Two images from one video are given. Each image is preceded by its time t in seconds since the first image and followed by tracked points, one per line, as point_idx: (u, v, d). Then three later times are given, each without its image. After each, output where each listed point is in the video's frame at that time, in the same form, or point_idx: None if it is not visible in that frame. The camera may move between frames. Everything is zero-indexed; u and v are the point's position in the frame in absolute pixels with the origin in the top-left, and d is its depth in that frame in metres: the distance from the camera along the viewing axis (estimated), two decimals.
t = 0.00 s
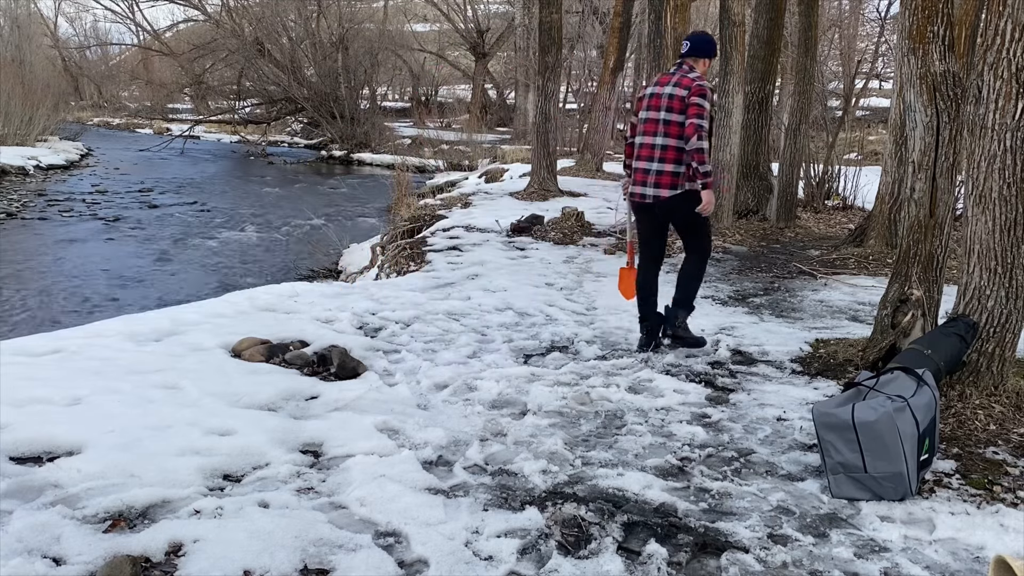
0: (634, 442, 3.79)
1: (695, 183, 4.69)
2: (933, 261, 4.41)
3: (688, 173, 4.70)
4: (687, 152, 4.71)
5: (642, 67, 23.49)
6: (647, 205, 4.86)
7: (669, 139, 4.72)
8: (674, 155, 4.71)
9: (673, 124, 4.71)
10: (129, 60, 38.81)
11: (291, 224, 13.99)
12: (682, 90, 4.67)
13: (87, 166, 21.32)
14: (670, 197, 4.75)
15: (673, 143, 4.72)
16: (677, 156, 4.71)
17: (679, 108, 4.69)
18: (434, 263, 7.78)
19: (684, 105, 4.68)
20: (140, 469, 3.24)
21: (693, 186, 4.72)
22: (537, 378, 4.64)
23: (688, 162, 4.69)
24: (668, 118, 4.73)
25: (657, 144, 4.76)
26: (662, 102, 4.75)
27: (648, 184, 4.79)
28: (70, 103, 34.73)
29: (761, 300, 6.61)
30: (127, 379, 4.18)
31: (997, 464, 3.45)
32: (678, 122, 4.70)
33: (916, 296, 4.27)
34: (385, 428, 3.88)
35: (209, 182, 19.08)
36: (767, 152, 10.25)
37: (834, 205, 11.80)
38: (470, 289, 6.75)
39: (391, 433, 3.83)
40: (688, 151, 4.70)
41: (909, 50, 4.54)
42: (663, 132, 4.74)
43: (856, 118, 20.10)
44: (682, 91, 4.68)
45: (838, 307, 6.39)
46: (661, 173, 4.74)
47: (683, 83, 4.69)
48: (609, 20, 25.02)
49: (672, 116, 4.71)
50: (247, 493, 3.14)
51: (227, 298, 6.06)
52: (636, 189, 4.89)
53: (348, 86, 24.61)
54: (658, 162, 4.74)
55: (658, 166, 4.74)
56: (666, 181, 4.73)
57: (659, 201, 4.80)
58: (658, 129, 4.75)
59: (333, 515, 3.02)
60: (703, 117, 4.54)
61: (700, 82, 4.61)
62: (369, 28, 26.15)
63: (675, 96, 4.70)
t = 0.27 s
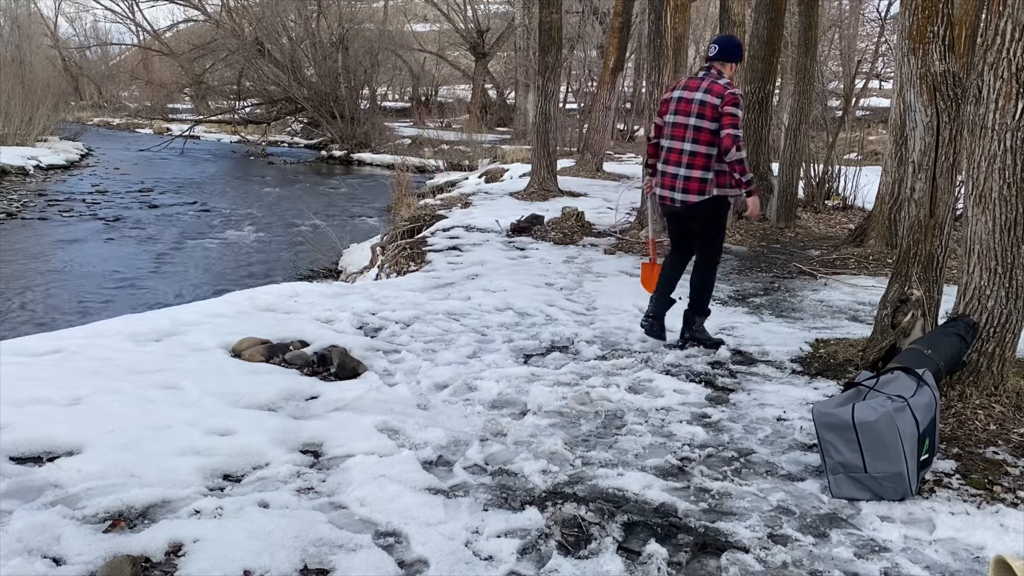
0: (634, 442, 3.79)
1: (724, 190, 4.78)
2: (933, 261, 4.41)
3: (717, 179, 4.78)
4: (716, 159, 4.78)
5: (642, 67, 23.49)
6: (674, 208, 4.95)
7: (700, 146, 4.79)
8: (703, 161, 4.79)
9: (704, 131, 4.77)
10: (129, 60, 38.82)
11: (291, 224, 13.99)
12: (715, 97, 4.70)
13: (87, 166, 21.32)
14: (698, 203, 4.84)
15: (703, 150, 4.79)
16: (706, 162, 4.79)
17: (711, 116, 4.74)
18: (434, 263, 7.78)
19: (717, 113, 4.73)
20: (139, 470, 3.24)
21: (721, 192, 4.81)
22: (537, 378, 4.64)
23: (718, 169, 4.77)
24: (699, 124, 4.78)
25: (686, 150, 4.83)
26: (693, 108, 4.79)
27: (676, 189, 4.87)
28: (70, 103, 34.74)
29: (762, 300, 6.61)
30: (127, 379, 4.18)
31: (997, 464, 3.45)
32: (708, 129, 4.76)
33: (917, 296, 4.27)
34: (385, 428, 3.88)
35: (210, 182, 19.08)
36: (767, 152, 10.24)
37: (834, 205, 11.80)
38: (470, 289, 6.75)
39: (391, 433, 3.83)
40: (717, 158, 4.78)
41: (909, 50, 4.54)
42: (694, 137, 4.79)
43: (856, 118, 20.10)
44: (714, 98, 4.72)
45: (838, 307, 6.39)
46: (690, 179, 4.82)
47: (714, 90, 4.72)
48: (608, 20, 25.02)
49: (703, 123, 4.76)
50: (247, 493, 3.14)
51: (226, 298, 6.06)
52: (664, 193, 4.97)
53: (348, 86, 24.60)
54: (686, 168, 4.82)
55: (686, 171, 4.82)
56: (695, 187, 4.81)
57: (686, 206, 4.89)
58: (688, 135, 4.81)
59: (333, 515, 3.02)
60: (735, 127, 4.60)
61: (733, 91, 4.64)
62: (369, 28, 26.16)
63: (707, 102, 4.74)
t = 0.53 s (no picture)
0: (634, 442, 3.79)
1: (723, 186, 4.78)
2: (933, 261, 4.40)
3: (718, 175, 4.78)
4: (720, 155, 4.79)
5: (642, 67, 23.50)
6: (679, 203, 5.01)
7: (704, 142, 4.82)
8: (706, 157, 4.82)
9: (708, 127, 4.80)
10: (129, 60, 38.84)
11: (291, 224, 13.99)
12: (720, 94, 4.75)
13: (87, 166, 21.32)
14: (699, 198, 4.86)
15: (707, 146, 4.82)
16: (710, 158, 4.81)
17: (716, 113, 4.77)
18: (434, 263, 7.78)
19: (722, 109, 4.76)
20: (139, 469, 3.24)
21: (722, 189, 4.80)
22: (537, 378, 4.64)
23: (719, 165, 4.77)
24: (704, 120, 4.81)
25: (692, 146, 4.89)
26: (701, 105, 4.85)
27: (681, 184, 4.92)
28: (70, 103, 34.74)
29: (762, 300, 6.61)
30: (127, 379, 4.18)
31: (997, 464, 3.45)
32: (712, 125, 4.80)
33: (917, 296, 4.28)
34: (385, 428, 3.88)
35: (210, 182, 19.08)
36: (766, 152, 10.24)
37: (834, 205, 11.80)
38: (470, 289, 6.75)
39: (391, 433, 3.83)
40: (720, 154, 4.78)
41: (909, 50, 4.55)
42: (698, 133, 4.85)
43: (856, 118, 20.12)
44: (721, 95, 4.76)
45: (838, 307, 6.39)
46: (692, 174, 4.86)
47: (722, 88, 4.76)
48: (608, 20, 25.01)
49: (708, 120, 4.80)
50: (247, 493, 3.14)
51: (226, 298, 6.06)
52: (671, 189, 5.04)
53: (348, 85, 24.60)
54: (690, 163, 4.86)
55: (690, 166, 4.86)
56: (697, 181, 4.84)
57: (690, 200, 4.92)
58: (694, 131, 4.86)
59: (333, 515, 3.02)
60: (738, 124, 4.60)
61: (738, 88, 4.66)
62: (369, 28, 26.17)
63: (714, 99, 4.78)
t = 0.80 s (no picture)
0: (634, 442, 3.79)
1: (710, 177, 4.78)
2: (933, 261, 4.40)
3: (707, 167, 4.81)
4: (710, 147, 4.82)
5: (642, 67, 23.49)
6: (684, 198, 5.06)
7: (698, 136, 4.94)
8: (699, 149, 4.91)
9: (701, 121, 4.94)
10: (129, 60, 38.88)
11: (291, 224, 14.00)
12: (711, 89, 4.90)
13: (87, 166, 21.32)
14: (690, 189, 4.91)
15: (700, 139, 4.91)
16: (701, 151, 4.89)
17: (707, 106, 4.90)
18: (434, 263, 7.78)
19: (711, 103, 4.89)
20: (139, 470, 3.24)
21: (710, 181, 4.80)
22: (537, 378, 4.64)
23: (709, 157, 4.80)
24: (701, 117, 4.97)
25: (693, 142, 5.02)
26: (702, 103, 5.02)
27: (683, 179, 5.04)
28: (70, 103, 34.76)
29: (762, 300, 6.61)
30: (127, 379, 4.18)
31: (997, 464, 3.45)
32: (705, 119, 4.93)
33: (917, 296, 4.28)
34: (385, 428, 3.88)
35: (210, 182, 19.08)
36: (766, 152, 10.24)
37: (834, 205, 11.80)
38: (470, 289, 6.75)
39: (391, 433, 3.83)
40: (710, 146, 4.82)
41: (910, 50, 4.56)
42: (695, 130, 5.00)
43: (856, 118, 20.12)
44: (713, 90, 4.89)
45: (838, 307, 6.39)
46: (688, 168, 4.96)
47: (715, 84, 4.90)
48: (608, 20, 25.00)
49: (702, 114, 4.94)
50: (247, 493, 3.14)
51: (226, 298, 6.05)
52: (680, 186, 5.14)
53: (348, 85, 24.59)
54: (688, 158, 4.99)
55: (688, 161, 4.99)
56: (689, 174, 4.93)
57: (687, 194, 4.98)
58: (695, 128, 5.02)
59: (333, 515, 3.02)
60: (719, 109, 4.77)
61: (718, 80, 4.80)
62: (369, 28, 26.17)
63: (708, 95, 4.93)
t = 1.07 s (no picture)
0: (634, 442, 3.79)
1: (700, 175, 4.79)
2: (933, 262, 4.39)
3: (700, 166, 4.82)
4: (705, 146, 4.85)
5: (642, 67, 23.49)
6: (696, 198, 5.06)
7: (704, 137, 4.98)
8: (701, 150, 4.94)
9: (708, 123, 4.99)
10: (129, 61, 38.91)
11: (291, 224, 13.99)
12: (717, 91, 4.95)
13: (87, 166, 21.33)
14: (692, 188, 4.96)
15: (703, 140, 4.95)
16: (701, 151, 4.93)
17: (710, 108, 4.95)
18: (434, 264, 7.78)
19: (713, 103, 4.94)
20: (139, 470, 3.24)
21: (700, 178, 4.82)
22: (537, 378, 4.64)
23: (701, 156, 4.83)
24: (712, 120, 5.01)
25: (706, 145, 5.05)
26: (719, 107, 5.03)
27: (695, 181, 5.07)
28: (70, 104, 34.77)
29: (761, 300, 6.61)
30: (127, 379, 4.18)
31: (997, 464, 3.45)
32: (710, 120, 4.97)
33: (916, 296, 4.24)
34: (385, 428, 3.88)
35: (210, 182, 19.08)
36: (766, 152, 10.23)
37: (834, 205, 11.80)
38: (471, 289, 6.75)
39: (391, 433, 3.83)
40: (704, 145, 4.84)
41: (910, 50, 4.62)
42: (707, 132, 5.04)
43: (856, 118, 20.12)
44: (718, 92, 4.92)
45: (838, 307, 6.39)
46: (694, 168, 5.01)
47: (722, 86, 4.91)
48: (608, 20, 24.98)
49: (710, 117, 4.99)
50: (247, 493, 3.14)
51: (226, 298, 6.05)
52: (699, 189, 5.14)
53: (348, 85, 24.58)
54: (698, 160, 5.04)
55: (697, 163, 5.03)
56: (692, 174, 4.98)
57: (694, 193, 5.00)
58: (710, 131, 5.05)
59: (333, 515, 3.02)
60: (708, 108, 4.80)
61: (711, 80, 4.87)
62: (369, 28, 26.17)
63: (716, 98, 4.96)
